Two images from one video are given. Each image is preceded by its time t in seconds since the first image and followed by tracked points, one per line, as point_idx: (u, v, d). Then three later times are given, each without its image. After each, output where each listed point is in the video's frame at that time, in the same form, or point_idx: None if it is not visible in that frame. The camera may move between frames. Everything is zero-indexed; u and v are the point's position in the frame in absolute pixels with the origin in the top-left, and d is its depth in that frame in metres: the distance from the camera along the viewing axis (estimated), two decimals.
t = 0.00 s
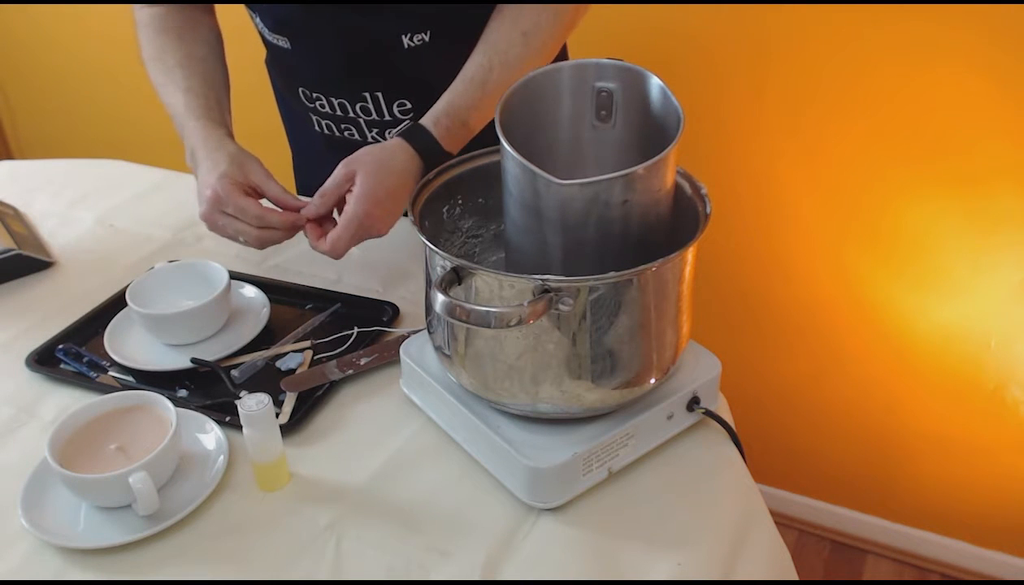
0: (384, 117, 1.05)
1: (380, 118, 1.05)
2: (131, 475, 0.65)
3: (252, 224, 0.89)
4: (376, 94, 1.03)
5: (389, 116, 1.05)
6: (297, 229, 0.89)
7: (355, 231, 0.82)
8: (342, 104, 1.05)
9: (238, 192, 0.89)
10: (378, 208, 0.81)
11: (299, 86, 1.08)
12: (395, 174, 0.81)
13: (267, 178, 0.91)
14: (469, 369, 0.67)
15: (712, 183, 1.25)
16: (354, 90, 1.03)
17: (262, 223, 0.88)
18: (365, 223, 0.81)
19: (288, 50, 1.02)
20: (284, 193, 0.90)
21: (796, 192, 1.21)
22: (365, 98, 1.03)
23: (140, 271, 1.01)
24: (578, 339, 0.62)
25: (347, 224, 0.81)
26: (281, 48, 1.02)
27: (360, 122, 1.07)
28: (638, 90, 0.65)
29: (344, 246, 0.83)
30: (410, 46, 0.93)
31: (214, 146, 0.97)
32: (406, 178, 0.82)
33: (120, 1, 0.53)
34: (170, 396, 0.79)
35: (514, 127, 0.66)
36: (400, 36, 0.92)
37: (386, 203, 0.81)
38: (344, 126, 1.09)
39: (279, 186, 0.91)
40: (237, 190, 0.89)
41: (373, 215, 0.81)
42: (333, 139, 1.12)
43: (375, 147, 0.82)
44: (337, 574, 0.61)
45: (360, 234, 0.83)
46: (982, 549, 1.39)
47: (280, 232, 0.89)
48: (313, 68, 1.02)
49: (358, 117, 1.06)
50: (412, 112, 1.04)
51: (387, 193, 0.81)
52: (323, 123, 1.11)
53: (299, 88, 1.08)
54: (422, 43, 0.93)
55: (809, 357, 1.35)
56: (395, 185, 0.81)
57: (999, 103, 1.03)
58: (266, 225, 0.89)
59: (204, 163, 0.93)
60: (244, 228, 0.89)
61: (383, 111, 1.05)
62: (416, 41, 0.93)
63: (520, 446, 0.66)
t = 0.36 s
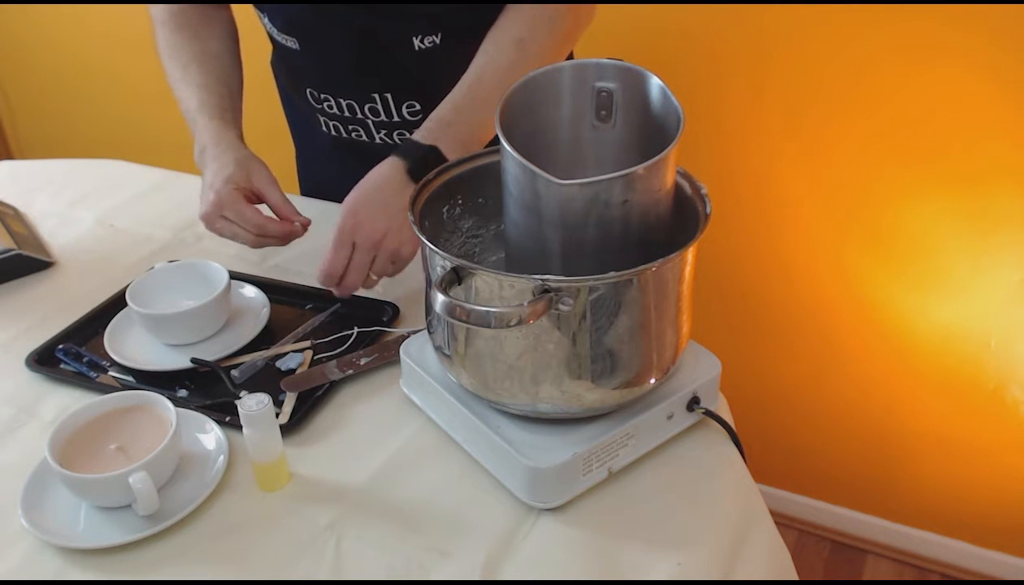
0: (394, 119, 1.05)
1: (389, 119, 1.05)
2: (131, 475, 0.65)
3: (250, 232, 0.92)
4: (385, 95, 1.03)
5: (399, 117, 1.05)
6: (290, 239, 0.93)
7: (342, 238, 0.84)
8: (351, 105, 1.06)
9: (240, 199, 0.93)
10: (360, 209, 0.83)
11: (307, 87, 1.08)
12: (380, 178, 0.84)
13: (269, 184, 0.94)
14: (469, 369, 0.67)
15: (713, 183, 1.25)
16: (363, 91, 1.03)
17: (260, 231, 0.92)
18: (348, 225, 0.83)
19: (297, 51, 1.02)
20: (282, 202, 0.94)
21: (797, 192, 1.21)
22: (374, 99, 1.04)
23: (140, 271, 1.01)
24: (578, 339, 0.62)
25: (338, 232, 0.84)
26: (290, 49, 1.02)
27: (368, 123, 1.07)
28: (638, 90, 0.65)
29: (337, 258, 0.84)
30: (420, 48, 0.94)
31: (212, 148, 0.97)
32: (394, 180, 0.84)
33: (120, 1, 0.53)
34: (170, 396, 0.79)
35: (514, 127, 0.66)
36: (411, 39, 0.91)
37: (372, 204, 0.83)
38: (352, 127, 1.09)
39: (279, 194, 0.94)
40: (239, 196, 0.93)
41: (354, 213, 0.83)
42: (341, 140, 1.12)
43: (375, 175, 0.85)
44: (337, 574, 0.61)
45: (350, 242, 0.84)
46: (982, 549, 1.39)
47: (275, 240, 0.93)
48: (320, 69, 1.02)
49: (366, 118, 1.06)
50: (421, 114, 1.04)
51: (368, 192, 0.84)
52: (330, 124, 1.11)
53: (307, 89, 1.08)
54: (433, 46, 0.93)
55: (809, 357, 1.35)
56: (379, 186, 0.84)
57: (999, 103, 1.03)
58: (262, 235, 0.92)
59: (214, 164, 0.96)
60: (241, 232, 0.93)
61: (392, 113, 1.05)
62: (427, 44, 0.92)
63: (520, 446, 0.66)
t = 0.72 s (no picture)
0: (391, 119, 1.04)
1: (386, 119, 1.05)
2: (131, 475, 0.65)
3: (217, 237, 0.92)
4: (382, 96, 1.02)
5: (396, 118, 1.04)
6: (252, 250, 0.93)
7: (316, 289, 0.82)
8: (349, 105, 1.05)
9: (211, 201, 0.93)
10: (333, 260, 0.84)
11: (307, 87, 1.07)
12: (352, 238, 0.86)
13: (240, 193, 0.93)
14: (469, 369, 0.67)
15: (713, 183, 1.25)
16: (361, 91, 1.02)
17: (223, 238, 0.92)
18: (321, 275, 0.83)
19: (295, 52, 1.02)
20: (253, 207, 0.92)
21: (797, 192, 1.21)
22: (371, 99, 1.03)
23: (141, 271, 1.01)
24: (578, 339, 0.62)
25: (313, 288, 0.83)
26: (290, 49, 1.03)
27: (367, 123, 1.07)
28: (638, 90, 0.65)
29: (316, 308, 0.82)
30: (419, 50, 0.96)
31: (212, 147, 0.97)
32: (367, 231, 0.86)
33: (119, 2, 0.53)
34: (170, 396, 0.79)
35: (514, 127, 0.66)
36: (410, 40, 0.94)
37: (342, 256, 0.84)
38: (351, 127, 1.09)
39: (252, 197, 0.93)
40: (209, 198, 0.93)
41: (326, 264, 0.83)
42: (342, 140, 1.12)
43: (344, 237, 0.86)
44: (337, 574, 0.61)
45: (325, 291, 0.82)
46: (982, 549, 1.39)
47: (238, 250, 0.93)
48: (319, 68, 1.02)
49: (364, 118, 1.06)
50: (419, 116, 1.03)
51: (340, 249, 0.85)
52: (330, 123, 1.11)
53: (307, 88, 1.07)
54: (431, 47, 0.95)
55: (809, 357, 1.35)
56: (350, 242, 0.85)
57: (999, 104, 1.03)
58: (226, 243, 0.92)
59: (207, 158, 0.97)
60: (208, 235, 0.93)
61: (389, 113, 1.04)
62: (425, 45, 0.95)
63: (520, 446, 0.66)
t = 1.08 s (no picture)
0: (390, 119, 1.05)
1: (385, 118, 1.05)
2: (131, 474, 0.65)
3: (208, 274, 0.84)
4: (381, 95, 1.02)
5: (395, 118, 1.05)
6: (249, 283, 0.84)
7: (356, 267, 0.78)
8: (347, 104, 1.05)
9: (200, 239, 0.86)
10: (382, 238, 0.79)
11: (304, 86, 1.07)
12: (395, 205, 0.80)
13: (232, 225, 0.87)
14: (468, 369, 0.67)
15: (712, 183, 1.25)
16: (360, 91, 1.02)
17: (215, 272, 0.83)
18: (370, 257, 0.78)
19: (294, 50, 1.02)
20: (246, 241, 0.86)
21: (797, 192, 1.21)
22: (370, 99, 1.03)
23: (140, 271, 1.01)
24: (578, 339, 0.62)
25: (349, 266, 0.78)
26: (287, 48, 1.02)
27: (365, 123, 1.07)
28: (638, 90, 0.65)
29: (346, 285, 0.78)
30: (416, 49, 0.95)
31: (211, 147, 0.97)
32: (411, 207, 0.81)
33: (119, 1, 0.53)
34: (170, 397, 0.79)
35: (514, 127, 0.66)
36: (407, 40, 0.94)
37: (383, 236, 0.79)
38: (349, 127, 1.09)
39: (243, 231, 0.87)
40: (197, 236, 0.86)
41: (375, 244, 0.78)
42: (340, 140, 1.12)
43: (380, 204, 0.80)
44: (337, 574, 0.61)
45: (361, 273, 0.79)
46: (982, 549, 1.39)
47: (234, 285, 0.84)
48: (318, 68, 1.02)
49: (363, 117, 1.06)
50: (418, 115, 1.04)
51: (386, 220, 0.79)
52: (328, 124, 1.11)
53: (305, 87, 1.07)
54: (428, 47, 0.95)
55: (809, 357, 1.35)
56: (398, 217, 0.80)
57: (999, 104, 1.03)
58: (220, 278, 0.84)
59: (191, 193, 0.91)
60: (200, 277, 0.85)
61: (388, 113, 1.04)
62: (422, 45, 0.94)
63: (520, 446, 0.66)
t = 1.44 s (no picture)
0: (390, 118, 1.05)
1: (384, 118, 1.05)
2: (131, 474, 0.65)
3: (218, 318, 0.80)
4: (381, 95, 1.02)
5: (394, 118, 1.05)
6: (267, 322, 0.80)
7: (362, 297, 0.78)
8: (347, 103, 1.05)
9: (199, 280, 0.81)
10: (384, 270, 0.79)
11: (302, 85, 1.07)
12: (394, 237, 0.81)
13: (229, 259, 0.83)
14: (469, 369, 0.67)
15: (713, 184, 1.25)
16: (359, 91, 1.02)
17: (231, 315, 0.79)
18: (375, 287, 0.78)
19: (292, 49, 1.02)
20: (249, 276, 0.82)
21: (798, 192, 1.21)
22: (370, 98, 1.03)
23: (140, 271, 1.01)
24: (578, 339, 0.62)
25: (360, 295, 0.77)
26: (286, 46, 1.02)
27: (364, 122, 1.07)
28: (638, 90, 0.65)
29: (348, 315, 0.77)
30: (419, 49, 0.96)
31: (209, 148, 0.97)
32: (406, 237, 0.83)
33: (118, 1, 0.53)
34: (170, 397, 0.79)
35: (514, 128, 0.66)
36: (409, 40, 0.94)
37: (385, 262, 0.80)
38: (347, 125, 1.09)
39: (243, 265, 0.83)
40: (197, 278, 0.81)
41: (379, 277, 0.79)
42: (337, 137, 1.12)
43: (378, 229, 0.81)
44: (337, 573, 0.61)
45: (364, 303, 0.78)
46: (982, 549, 1.39)
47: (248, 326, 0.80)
48: (317, 69, 1.02)
49: (362, 117, 1.06)
50: (417, 114, 1.04)
51: (387, 251, 0.80)
52: (326, 122, 1.11)
53: (302, 86, 1.07)
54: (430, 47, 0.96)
55: (810, 357, 1.35)
56: (398, 250, 0.81)
57: (999, 104, 1.03)
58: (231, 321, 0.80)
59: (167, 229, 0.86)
60: (208, 322, 0.80)
61: (388, 112, 1.04)
62: (424, 45, 0.95)
63: (520, 446, 0.66)
